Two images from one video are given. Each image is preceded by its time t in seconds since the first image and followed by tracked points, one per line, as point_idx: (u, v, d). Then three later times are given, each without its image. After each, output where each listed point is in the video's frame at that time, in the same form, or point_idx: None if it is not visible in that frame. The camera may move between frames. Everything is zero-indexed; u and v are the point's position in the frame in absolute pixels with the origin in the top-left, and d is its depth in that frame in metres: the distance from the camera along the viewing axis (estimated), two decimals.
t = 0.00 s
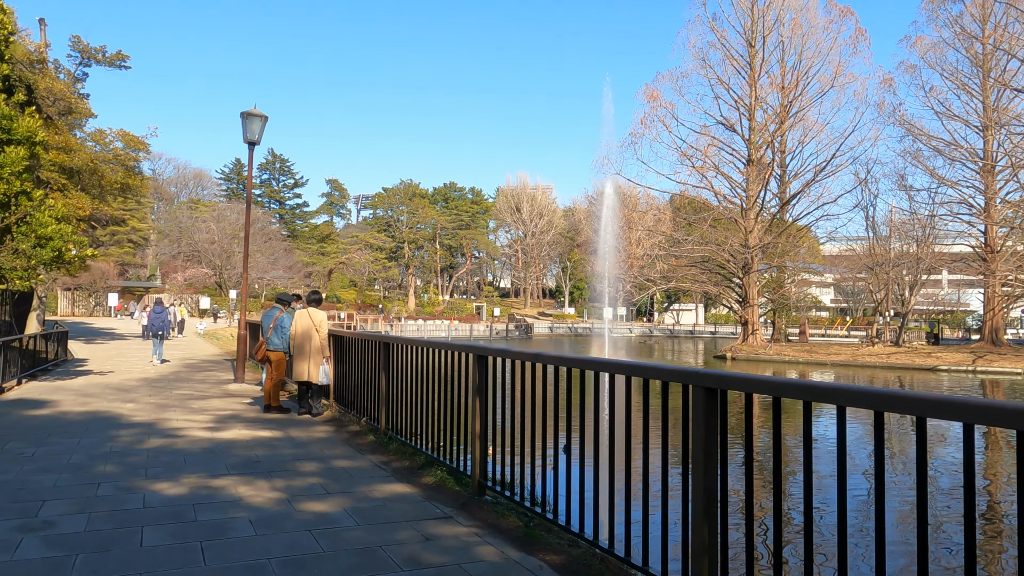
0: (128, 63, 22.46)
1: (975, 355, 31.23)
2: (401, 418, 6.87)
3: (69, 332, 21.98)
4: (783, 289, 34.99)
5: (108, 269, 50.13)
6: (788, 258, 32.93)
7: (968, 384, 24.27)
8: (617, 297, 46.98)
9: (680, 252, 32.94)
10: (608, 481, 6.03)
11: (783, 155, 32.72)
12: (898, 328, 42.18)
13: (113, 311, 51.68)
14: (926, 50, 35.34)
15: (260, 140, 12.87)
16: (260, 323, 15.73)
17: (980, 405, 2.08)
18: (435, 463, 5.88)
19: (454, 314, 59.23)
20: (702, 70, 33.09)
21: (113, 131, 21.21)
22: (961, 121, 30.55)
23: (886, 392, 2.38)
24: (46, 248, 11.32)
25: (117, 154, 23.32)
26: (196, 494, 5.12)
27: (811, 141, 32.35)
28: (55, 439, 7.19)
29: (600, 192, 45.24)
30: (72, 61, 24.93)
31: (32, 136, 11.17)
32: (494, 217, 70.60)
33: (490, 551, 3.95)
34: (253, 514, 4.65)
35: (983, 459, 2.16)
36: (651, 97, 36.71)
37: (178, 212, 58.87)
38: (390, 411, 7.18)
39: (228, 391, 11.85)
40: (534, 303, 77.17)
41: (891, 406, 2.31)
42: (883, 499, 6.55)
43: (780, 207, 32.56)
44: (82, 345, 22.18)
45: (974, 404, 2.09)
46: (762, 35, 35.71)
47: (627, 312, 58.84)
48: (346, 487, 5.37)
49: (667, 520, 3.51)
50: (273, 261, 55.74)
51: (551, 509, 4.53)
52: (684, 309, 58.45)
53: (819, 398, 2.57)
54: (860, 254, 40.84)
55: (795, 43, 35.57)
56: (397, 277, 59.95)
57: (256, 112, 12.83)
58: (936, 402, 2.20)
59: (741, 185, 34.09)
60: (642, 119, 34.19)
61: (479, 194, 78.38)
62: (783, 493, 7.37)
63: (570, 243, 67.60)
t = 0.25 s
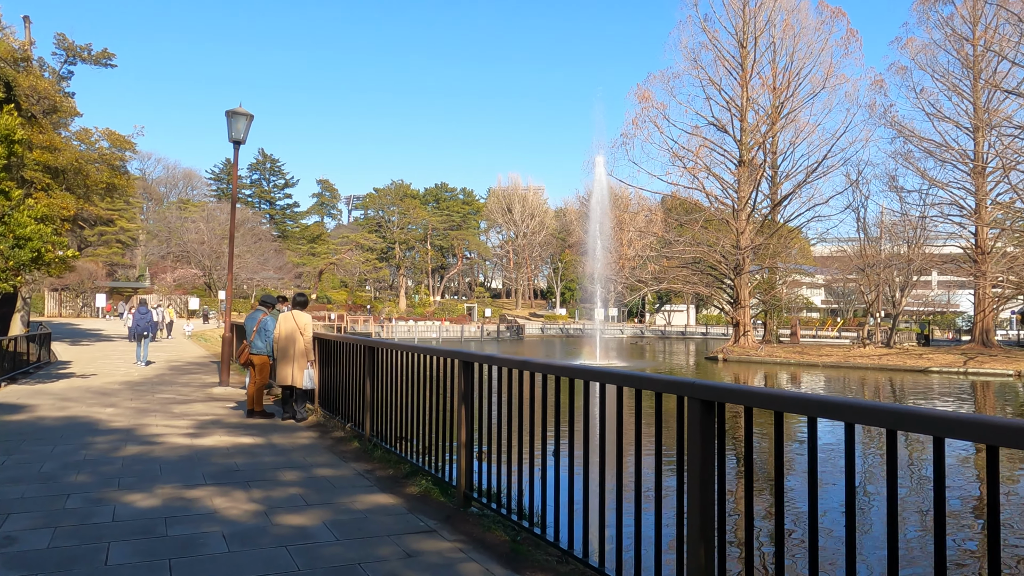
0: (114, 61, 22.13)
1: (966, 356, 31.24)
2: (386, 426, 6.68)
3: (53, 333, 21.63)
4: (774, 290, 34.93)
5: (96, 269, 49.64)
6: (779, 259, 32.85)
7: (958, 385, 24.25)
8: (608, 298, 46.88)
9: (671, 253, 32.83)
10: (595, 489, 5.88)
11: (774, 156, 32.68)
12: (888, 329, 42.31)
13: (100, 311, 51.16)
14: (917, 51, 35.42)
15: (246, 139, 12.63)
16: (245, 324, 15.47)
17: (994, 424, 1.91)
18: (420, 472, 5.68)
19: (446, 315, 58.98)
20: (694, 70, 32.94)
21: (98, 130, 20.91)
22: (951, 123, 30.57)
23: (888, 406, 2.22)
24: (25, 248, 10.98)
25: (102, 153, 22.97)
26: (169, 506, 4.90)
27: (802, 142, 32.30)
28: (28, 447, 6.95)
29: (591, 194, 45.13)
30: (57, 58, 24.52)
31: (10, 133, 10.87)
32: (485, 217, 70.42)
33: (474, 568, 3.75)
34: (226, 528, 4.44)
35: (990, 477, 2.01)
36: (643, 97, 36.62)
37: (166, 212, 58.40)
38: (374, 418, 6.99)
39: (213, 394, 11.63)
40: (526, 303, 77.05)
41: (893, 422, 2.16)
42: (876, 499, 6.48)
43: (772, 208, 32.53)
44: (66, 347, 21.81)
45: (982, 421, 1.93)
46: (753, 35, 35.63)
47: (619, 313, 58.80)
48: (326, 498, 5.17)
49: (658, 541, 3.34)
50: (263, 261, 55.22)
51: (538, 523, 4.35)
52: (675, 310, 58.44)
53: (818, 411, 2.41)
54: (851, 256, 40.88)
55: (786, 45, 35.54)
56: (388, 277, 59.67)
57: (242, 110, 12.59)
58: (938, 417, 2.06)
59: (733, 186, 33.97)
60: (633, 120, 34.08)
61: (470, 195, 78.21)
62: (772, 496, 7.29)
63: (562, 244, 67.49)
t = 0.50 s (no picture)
0: (99, 59, 21.82)
1: (957, 358, 31.24)
2: (370, 430, 6.46)
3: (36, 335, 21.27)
4: (766, 292, 34.88)
5: (83, 270, 49.12)
6: (771, 261, 32.79)
7: (949, 387, 24.18)
8: (599, 301, 46.74)
9: (663, 254, 32.72)
10: (585, 494, 5.71)
11: (765, 158, 32.65)
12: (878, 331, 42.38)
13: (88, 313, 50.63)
14: (908, 54, 35.49)
15: (231, 137, 12.40)
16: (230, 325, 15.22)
17: None
18: (404, 479, 5.46)
19: (437, 317, 58.71)
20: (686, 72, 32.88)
21: (83, 130, 20.61)
22: (942, 125, 30.61)
23: (898, 409, 2.05)
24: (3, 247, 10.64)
25: (87, 152, 22.62)
26: (140, 515, 4.67)
27: (793, 144, 32.27)
28: None
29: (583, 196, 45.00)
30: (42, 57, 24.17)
31: None
32: (477, 219, 70.21)
33: None
34: (198, 538, 4.22)
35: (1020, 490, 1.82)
36: (635, 99, 36.57)
37: (155, 214, 57.89)
38: (359, 421, 6.77)
39: (196, 397, 11.37)
40: (517, 306, 76.89)
41: (906, 427, 1.98)
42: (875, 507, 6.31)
43: (764, 210, 32.49)
44: (49, 349, 21.42)
45: (1001, 426, 1.77)
46: (745, 37, 35.63)
47: (611, 316, 58.72)
48: (306, 506, 4.95)
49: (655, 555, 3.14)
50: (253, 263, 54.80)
51: (526, 533, 4.15)
52: (667, 312, 58.36)
53: (826, 416, 2.24)
54: (841, 258, 40.92)
55: (778, 47, 35.53)
56: (379, 280, 59.37)
57: (227, 107, 12.35)
58: (953, 421, 1.89)
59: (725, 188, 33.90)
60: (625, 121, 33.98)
61: (462, 197, 78.03)
62: (766, 502, 7.14)
63: (554, 246, 67.39)
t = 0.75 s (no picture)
0: (84, 57, 21.48)
1: (948, 360, 31.24)
2: (355, 438, 6.25)
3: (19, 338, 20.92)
4: (758, 293, 34.81)
5: (70, 272, 48.59)
6: (763, 262, 32.72)
7: (940, 389, 24.11)
8: (591, 302, 46.61)
9: (655, 256, 32.61)
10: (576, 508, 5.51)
11: (757, 160, 32.60)
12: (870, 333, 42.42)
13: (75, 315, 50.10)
14: (899, 56, 35.54)
15: (215, 136, 12.15)
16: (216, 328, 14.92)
17: None
18: (388, 491, 5.25)
19: (429, 318, 58.42)
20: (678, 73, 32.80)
21: (67, 129, 20.27)
22: (933, 127, 30.61)
23: (913, 429, 1.87)
24: None
25: (72, 152, 22.29)
26: (108, 531, 4.44)
27: (785, 145, 32.23)
28: None
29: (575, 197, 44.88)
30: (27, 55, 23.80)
31: None
32: (469, 220, 69.96)
33: None
34: (169, 556, 4.00)
35: None
36: (627, 100, 36.49)
37: (144, 214, 57.38)
38: (343, 428, 6.56)
39: (179, 402, 11.11)
40: (509, 308, 76.67)
41: (927, 454, 1.79)
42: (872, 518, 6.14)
43: (755, 211, 32.44)
44: (32, 352, 21.07)
45: None
46: (737, 37, 35.59)
47: (602, 317, 58.60)
48: (284, 521, 4.73)
49: None
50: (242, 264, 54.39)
51: (513, 549, 3.95)
52: (658, 313, 58.32)
53: (836, 436, 2.04)
54: (833, 260, 40.92)
55: (769, 48, 35.50)
56: (370, 281, 59.06)
57: (212, 106, 12.11)
58: (979, 449, 1.70)
59: (717, 189, 33.83)
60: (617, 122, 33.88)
61: (454, 198, 77.80)
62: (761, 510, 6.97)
63: (545, 247, 67.22)
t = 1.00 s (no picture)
0: (69, 55, 21.18)
1: (939, 361, 31.24)
2: (340, 444, 6.04)
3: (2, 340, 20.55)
4: (750, 295, 34.75)
5: (57, 273, 48.05)
6: (755, 264, 32.66)
7: (930, 390, 24.05)
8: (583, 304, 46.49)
9: (646, 257, 32.50)
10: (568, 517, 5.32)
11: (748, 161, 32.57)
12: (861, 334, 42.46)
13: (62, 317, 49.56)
14: (890, 58, 35.62)
15: (200, 134, 11.92)
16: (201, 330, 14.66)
17: None
18: (373, 499, 5.05)
19: (420, 320, 58.14)
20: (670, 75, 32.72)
21: (51, 128, 19.94)
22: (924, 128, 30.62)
23: (942, 440, 1.68)
24: None
25: (57, 151, 21.96)
26: (78, 542, 4.23)
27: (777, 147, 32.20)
28: None
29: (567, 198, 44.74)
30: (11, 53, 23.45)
31: None
32: (460, 222, 69.72)
33: None
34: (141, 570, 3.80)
35: None
36: (618, 101, 36.40)
37: (132, 215, 56.86)
38: (328, 433, 6.35)
39: (163, 406, 10.87)
40: (501, 309, 76.45)
41: (956, 469, 1.61)
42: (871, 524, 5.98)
43: (747, 213, 32.39)
44: (16, 354, 20.69)
45: None
46: (728, 39, 35.57)
47: (594, 319, 58.51)
48: (263, 531, 4.52)
49: None
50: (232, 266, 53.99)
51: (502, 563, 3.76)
52: (650, 315, 58.30)
53: (854, 449, 1.86)
54: (824, 261, 40.95)
55: (762, 49, 35.50)
56: (361, 282, 58.75)
57: (197, 104, 11.89)
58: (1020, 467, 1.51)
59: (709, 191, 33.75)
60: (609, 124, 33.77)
61: (445, 199, 77.57)
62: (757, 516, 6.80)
63: (537, 249, 67.05)
